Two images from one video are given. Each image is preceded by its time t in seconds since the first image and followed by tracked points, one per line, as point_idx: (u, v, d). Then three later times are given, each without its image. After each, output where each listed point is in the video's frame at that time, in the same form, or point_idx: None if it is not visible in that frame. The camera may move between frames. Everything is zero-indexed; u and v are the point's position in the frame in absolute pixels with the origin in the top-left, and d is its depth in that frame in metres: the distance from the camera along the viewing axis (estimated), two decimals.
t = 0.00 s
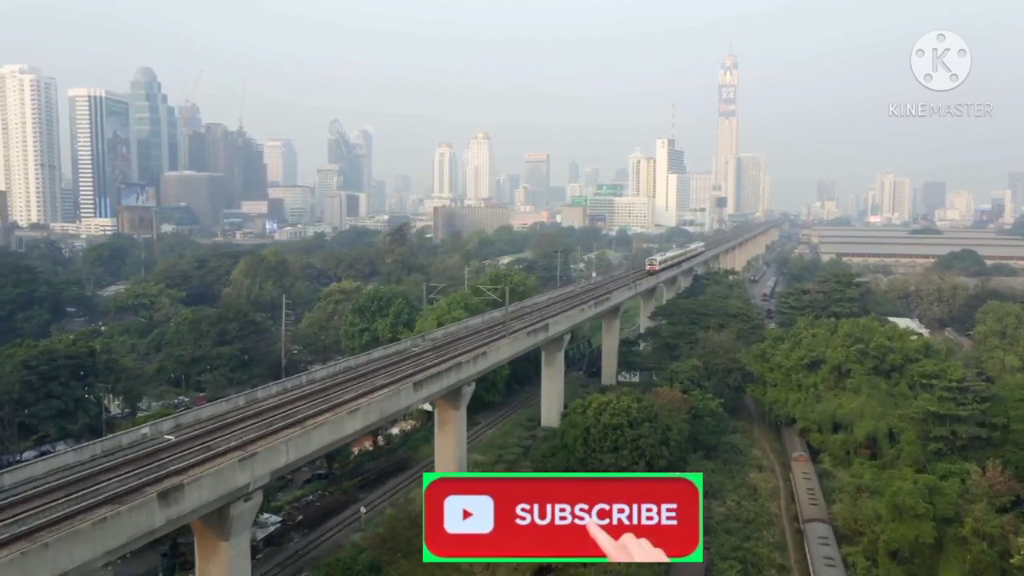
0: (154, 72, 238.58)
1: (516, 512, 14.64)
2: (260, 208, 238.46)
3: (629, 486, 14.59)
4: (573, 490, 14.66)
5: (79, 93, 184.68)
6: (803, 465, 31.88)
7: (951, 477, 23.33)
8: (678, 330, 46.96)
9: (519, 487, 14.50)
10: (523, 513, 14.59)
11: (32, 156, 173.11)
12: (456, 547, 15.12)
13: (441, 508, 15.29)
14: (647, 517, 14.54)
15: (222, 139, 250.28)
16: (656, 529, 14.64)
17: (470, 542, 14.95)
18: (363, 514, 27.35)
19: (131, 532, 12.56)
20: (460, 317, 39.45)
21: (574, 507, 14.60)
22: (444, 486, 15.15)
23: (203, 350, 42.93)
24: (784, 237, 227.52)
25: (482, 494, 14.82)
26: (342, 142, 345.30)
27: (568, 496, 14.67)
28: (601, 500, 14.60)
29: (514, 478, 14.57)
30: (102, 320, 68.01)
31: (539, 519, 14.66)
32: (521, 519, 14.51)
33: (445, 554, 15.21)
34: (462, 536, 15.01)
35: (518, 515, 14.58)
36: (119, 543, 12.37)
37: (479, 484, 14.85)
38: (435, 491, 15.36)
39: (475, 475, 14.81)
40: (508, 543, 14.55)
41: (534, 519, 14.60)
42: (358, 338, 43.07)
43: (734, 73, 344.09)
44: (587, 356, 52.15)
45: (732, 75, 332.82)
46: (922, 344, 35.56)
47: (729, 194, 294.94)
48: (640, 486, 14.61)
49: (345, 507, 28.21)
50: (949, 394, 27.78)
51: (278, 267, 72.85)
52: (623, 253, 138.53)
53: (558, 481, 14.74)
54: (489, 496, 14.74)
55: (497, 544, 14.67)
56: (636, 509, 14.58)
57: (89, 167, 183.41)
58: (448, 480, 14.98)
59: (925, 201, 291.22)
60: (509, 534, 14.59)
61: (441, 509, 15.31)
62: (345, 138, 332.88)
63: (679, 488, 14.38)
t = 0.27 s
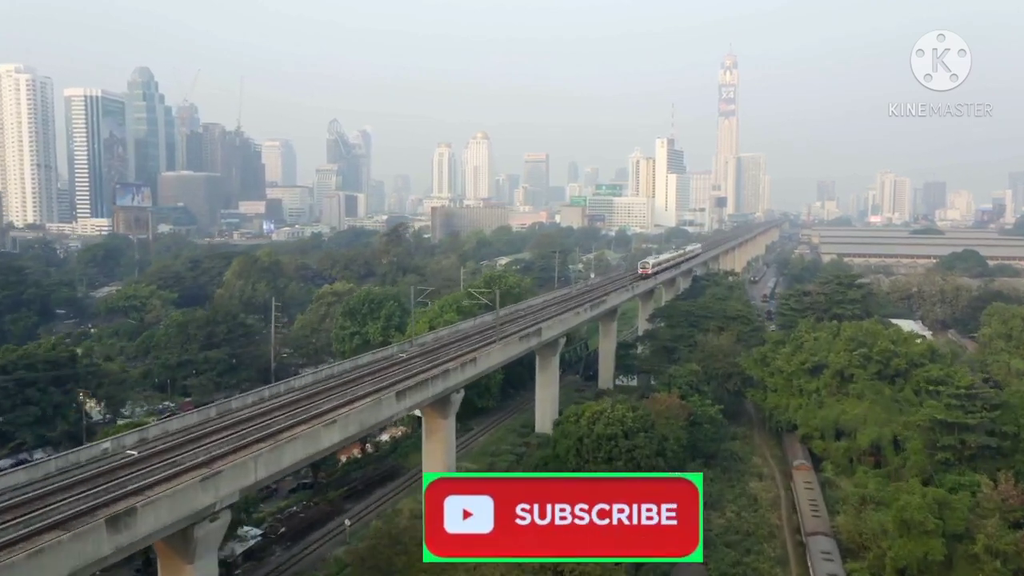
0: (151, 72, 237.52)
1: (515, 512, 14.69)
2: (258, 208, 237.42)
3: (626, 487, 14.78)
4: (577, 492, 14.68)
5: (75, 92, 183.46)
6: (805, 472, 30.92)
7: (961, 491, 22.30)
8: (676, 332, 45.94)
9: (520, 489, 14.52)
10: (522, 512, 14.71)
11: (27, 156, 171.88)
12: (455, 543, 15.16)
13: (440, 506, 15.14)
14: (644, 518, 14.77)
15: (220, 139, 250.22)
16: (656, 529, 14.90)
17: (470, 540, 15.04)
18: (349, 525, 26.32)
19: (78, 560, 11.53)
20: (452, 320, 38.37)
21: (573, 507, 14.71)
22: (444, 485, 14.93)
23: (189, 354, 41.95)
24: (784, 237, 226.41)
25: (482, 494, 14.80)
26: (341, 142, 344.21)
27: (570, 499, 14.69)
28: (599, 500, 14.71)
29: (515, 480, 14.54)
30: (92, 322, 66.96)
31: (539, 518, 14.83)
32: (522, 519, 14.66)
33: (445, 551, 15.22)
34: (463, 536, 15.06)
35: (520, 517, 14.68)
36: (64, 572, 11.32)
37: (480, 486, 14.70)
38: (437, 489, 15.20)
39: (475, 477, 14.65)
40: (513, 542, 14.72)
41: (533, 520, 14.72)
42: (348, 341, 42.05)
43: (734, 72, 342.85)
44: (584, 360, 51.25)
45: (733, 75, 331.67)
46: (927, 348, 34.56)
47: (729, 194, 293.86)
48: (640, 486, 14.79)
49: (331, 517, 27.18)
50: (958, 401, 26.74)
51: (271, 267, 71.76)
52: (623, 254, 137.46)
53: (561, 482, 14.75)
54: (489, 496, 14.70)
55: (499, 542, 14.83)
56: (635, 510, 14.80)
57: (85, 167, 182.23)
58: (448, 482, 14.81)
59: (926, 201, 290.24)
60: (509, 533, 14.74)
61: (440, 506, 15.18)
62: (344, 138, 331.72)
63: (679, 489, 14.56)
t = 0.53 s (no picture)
0: (148, 71, 236.23)
1: (515, 512, 14.81)
2: (255, 208, 236.13)
3: (627, 487, 14.97)
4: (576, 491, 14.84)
5: (70, 91, 182.07)
6: (807, 482, 29.70)
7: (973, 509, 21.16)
8: (675, 336, 44.63)
9: (521, 488, 14.68)
10: (523, 512, 14.81)
11: (22, 156, 170.53)
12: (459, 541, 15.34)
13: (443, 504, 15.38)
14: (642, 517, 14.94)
15: (217, 139, 249.67)
16: (655, 529, 15.09)
17: (472, 542, 15.20)
18: (329, 541, 25.12)
19: None
20: (442, 325, 37.11)
21: (574, 507, 14.81)
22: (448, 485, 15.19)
23: (172, 359, 40.80)
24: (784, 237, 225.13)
25: (482, 494, 14.98)
26: (339, 141, 342.83)
27: (569, 498, 14.82)
28: (598, 500, 14.85)
29: (516, 480, 14.69)
30: (79, 324, 65.65)
31: (538, 518, 14.91)
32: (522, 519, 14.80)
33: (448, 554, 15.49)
34: (464, 537, 15.24)
35: (519, 517, 14.82)
36: None
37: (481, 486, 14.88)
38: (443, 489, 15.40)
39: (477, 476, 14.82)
40: (515, 543, 14.84)
41: (533, 521, 14.83)
42: (336, 346, 40.87)
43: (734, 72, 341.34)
44: (579, 364, 50.16)
45: (733, 75, 330.31)
46: (934, 354, 33.32)
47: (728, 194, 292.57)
48: (640, 486, 14.97)
49: (311, 532, 25.95)
50: (968, 411, 25.51)
51: (263, 269, 70.45)
52: (621, 254, 136.13)
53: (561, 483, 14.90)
54: (489, 496, 14.84)
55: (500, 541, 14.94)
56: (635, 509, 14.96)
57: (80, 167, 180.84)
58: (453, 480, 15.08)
59: (926, 200, 289.00)
60: (510, 533, 14.86)
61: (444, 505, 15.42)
62: (343, 138, 330.34)
63: (679, 489, 14.74)
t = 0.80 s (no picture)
0: (145, 71, 235.31)
1: (516, 512, 15.45)
2: (253, 208, 234.98)
3: (622, 490, 15.96)
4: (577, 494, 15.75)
5: (66, 91, 181.02)
6: (808, 492, 28.68)
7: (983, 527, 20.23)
8: (673, 338, 43.58)
9: (524, 489, 15.42)
10: (523, 512, 15.47)
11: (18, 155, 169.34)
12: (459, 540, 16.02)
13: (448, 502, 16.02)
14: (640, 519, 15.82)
15: (215, 139, 248.62)
16: (655, 529, 15.96)
17: (476, 541, 15.80)
18: (311, 555, 24.09)
19: None
20: (432, 328, 36.02)
21: (574, 507, 15.65)
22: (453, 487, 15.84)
23: (157, 363, 39.84)
24: (785, 237, 224.19)
25: (482, 494, 15.54)
26: (338, 141, 341.81)
27: (569, 501, 15.68)
28: (596, 503, 15.71)
29: (520, 482, 15.42)
30: (68, 326, 64.59)
31: (539, 518, 15.66)
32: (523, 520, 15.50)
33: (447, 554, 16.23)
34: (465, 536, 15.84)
35: (519, 515, 15.49)
36: None
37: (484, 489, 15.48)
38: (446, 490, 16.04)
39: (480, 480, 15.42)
40: (516, 542, 15.56)
41: (533, 520, 15.55)
42: (325, 349, 39.86)
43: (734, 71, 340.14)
44: (575, 368, 49.21)
45: (733, 74, 329.28)
46: (939, 358, 32.24)
47: (728, 194, 291.72)
48: (639, 486, 16.00)
49: (292, 545, 24.86)
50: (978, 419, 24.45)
51: (255, 269, 69.33)
52: (620, 255, 134.99)
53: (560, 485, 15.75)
54: (489, 496, 15.40)
55: (499, 542, 15.57)
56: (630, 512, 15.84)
57: (76, 167, 179.68)
58: (459, 484, 15.70)
59: (926, 201, 288.27)
60: (511, 533, 15.51)
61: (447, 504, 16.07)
62: (342, 138, 329.47)
63: (678, 489, 15.69)
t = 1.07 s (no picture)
0: (142, 70, 234.56)
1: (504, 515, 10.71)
2: (250, 208, 233.84)
3: (642, 478, 10.75)
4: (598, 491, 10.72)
5: (61, 91, 179.99)
6: (811, 504, 27.47)
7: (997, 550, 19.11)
8: (671, 342, 42.40)
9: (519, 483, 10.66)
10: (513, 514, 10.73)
11: (13, 155, 168.25)
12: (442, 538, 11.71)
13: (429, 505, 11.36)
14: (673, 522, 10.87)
15: (212, 139, 247.59)
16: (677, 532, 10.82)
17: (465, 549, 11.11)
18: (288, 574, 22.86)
19: None
20: (420, 333, 34.81)
21: (575, 505, 10.65)
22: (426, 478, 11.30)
23: (138, 369, 38.64)
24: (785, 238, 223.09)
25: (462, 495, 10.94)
26: (337, 141, 340.84)
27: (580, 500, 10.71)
28: (610, 498, 10.67)
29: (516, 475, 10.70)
30: (55, 329, 63.42)
31: (536, 520, 10.83)
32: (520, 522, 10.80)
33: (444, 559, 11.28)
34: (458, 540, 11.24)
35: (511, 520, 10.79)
36: None
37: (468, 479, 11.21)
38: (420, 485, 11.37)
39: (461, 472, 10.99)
40: (513, 552, 10.86)
41: (531, 521, 10.77)
42: (311, 354, 38.68)
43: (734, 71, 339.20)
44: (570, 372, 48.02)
45: (733, 74, 328.41)
46: (946, 364, 31.02)
47: (728, 194, 290.75)
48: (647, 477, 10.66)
49: (268, 562, 23.62)
50: (988, 430, 23.23)
51: (246, 270, 68.12)
52: (619, 255, 133.99)
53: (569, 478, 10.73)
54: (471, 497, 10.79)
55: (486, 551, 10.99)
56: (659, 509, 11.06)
57: (71, 167, 178.53)
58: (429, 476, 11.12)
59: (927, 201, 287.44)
60: (508, 538, 10.84)
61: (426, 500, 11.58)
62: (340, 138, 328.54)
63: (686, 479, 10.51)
